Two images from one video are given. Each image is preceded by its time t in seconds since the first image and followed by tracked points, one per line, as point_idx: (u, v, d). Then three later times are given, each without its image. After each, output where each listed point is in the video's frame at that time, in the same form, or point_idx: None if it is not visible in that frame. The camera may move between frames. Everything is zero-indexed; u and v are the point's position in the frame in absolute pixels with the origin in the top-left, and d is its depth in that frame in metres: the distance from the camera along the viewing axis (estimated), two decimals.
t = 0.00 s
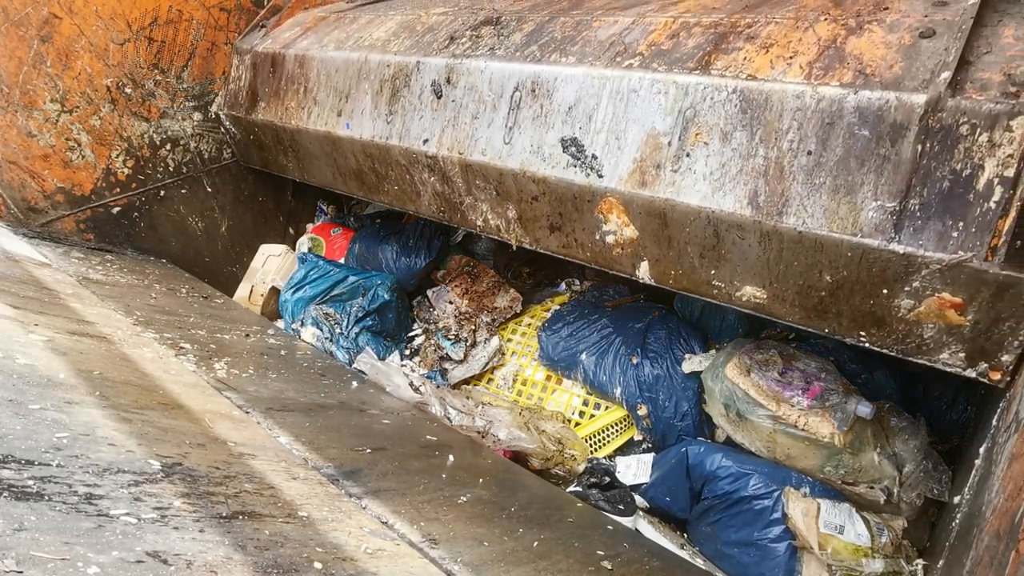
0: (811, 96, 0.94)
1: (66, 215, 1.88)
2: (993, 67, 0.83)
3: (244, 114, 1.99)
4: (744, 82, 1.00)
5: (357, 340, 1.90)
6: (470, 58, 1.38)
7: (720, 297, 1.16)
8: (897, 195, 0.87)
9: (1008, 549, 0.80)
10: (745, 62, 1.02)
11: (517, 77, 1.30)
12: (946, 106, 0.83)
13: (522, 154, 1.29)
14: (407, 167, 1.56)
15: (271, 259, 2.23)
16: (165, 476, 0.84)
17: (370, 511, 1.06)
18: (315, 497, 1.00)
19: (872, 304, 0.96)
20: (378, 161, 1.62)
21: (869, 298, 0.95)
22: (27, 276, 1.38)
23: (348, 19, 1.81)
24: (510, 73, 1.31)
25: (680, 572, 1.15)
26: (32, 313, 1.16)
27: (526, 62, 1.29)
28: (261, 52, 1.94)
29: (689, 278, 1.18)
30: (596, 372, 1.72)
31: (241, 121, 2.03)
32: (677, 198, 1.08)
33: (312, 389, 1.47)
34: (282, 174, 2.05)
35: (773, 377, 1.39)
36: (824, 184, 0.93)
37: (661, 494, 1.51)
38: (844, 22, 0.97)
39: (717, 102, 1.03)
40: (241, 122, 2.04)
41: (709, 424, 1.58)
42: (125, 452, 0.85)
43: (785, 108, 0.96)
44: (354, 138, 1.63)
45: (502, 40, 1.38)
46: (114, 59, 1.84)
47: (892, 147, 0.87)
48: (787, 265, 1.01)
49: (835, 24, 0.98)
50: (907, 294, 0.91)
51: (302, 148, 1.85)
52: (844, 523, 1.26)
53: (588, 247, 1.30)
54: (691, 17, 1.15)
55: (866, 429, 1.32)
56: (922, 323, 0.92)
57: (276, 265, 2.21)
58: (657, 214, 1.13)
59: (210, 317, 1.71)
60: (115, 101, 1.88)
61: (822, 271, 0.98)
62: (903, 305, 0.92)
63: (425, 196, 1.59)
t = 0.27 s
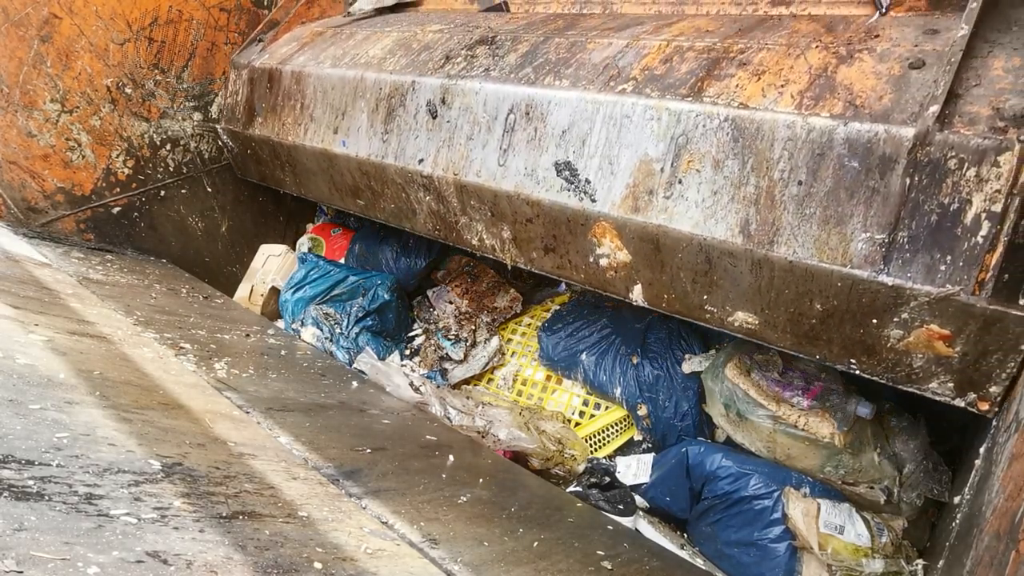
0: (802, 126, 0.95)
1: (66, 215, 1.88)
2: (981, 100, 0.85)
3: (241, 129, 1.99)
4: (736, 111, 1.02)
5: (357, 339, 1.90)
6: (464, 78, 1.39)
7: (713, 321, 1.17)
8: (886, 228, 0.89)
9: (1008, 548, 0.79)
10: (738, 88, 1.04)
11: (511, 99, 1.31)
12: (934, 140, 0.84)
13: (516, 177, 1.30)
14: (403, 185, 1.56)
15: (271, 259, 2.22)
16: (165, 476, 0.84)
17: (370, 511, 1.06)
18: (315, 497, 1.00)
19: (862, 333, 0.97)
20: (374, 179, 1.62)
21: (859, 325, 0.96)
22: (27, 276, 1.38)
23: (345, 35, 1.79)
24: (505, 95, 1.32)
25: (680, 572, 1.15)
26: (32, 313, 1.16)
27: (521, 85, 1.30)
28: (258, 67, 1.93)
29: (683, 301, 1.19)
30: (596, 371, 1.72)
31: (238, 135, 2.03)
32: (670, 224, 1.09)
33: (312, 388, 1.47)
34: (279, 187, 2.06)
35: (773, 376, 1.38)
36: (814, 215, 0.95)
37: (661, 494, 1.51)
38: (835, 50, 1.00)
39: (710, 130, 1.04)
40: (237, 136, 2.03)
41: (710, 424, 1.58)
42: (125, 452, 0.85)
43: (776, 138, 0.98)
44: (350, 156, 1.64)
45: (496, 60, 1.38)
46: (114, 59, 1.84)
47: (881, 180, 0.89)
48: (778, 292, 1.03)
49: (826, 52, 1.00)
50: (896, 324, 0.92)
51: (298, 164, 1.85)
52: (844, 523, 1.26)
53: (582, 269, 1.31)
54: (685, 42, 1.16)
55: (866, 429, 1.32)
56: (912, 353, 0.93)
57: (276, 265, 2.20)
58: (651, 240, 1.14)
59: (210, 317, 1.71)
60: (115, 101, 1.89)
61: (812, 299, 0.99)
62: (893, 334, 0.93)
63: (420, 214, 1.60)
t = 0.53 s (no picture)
0: (793, 155, 0.96)
1: (66, 215, 1.88)
2: (970, 133, 0.86)
3: (238, 144, 1.99)
4: (728, 138, 1.02)
5: (357, 340, 1.91)
6: (459, 99, 1.39)
7: (705, 344, 1.17)
8: (876, 259, 0.90)
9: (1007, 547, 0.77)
10: (730, 115, 1.04)
11: (506, 121, 1.31)
12: (922, 173, 0.85)
13: (511, 199, 1.30)
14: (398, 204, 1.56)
15: (271, 260, 2.20)
16: (165, 476, 0.84)
17: (370, 511, 1.06)
18: (315, 497, 1.00)
19: (852, 361, 0.98)
20: (370, 197, 1.62)
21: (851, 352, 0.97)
22: (27, 276, 1.38)
23: (342, 51, 1.79)
24: (499, 117, 1.32)
25: (681, 572, 1.15)
26: (32, 313, 1.16)
27: (515, 107, 1.30)
28: (255, 82, 1.93)
29: (676, 325, 1.19)
30: (596, 371, 1.72)
31: (235, 149, 2.03)
32: (662, 251, 1.10)
33: (312, 388, 1.47)
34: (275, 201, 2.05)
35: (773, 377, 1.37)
36: (805, 245, 0.95)
37: (661, 494, 1.51)
38: (826, 77, 1.01)
39: (702, 157, 1.05)
40: (235, 150, 2.02)
41: (709, 424, 1.59)
42: (125, 452, 0.85)
43: (767, 166, 0.98)
44: (346, 174, 1.63)
45: (492, 80, 1.38)
46: (114, 59, 1.85)
47: (870, 212, 0.90)
48: (770, 319, 1.03)
49: (817, 79, 1.01)
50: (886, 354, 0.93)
51: (296, 180, 1.85)
52: (844, 523, 1.26)
53: (576, 290, 1.31)
54: (679, 65, 1.17)
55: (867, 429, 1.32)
56: (902, 383, 0.94)
57: (276, 265, 2.19)
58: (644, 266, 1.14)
59: (210, 317, 1.71)
60: (115, 101, 1.89)
61: (803, 326, 1.00)
62: (883, 364, 0.94)
63: (416, 232, 1.59)
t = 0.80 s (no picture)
0: (783, 184, 0.96)
1: (66, 215, 1.88)
2: (958, 165, 0.86)
3: (236, 158, 2.00)
4: (719, 166, 1.03)
5: (357, 339, 1.91)
6: (455, 119, 1.39)
7: (698, 368, 1.17)
8: (865, 289, 0.90)
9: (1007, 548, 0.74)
10: (722, 142, 1.04)
11: (500, 143, 1.31)
12: (911, 205, 0.86)
13: (505, 221, 1.30)
14: (394, 223, 1.56)
15: (271, 260, 2.20)
16: (165, 476, 0.84)
17: (370, 511, 1.06)
18: (315, 497, 1.00)
19: (843, 389, 0.97)
20: (366, 215, 1.62)
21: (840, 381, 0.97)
22: (27, 276, 1.38)
23: (339, 67, 1.80)
24: (494, 139, 1.32)
25: (682, 572, 1.14)
26: (32, 313, 1.16)
27: (509, 128, 1.30)
28: (252, 97, 1.94)
29: (669, 348, 1.18)
30: (596, 371, 1.72)
31: (233, 163, 2.03)
32: (655, 276, 1.10)
33: (312, 388, 1.47)
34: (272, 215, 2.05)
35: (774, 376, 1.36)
36: (796, 274, 0.95)
37: (661, 493, 1.51)
38: (818, 104, 1.00)
39: (694, 184, 1.05)
40: (233, 164, 2.03)
41: (709, 424, 1.59)
42: (125, 453, 0.85)
43: (759, 194, 0.99)
44: (342, 191, 1.64)
45: (487, 101, 1.38)
46: (114, 59, 1.85)
47: (860, 243, 0.90)
48: (762, 345, 1.03)
49: (808, 106, 1.01)
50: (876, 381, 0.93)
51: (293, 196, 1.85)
52: (845, 523, 1.26)
53: (570, 311, 1.30)
54: (672, 88, 1.17)
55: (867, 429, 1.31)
56: (891, 411, 0.94)
57: (276, 265, 2.18)
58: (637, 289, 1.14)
59: (210, 317, 1.71)
60: (115, 101, 1.89)
61: (794, 353, 1.00)
62: (873, 393, 0.94)
63: (412, 250, 1.58)
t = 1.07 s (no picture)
0: (774, 213, 0.96)
1: (66, 215, 1.88)
2: (947, 198, 0.86)
3: (234, 172, 2.00)
4: (711, 193, 1.03)
5: (357, 339, 1.92)
6: (449, 140, 1.40)
7: (690, 392, 1.17)
8: (854, 320, 0.90)
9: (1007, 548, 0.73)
10: (714, 169, 1.04)
11: (494, 165, 1.31)
12: (900, 238, 0.86)
13: (499, 243, 1.31)
14: (390, 241, 1.56)
15: (271, 260, 2.20)
16: (165, 476, 0.84)
17: (370, 511, 1.06)
18: (315, 498, 1.00)
19: (833, 417, 0.97)
20: (362, 233, 1.63)
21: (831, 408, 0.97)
22: (27, 276, 1.38)
23: (335, 82, 1.80)
24: (488, 160, 1.32)
25: (681, 571, 1.14)
26: (33, 313, 1.16)
27: (503, 150, 1.31)
28: (249, 112, 1.95)
29: (662, 372, 1.18)
30: (595, 372, 1.71)
31: (230, 178, 2.04)
32: (647, 301, 1.10)
33: (312, 388, 1.48)
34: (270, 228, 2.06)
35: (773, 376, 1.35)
36: (786, 303, 0.96)
37: (661, 493, 1.51)
38: (809, 131, 1.01)
39: (686, 212, 1.05)
40: (231, 179, 2.03)
41: (709, 424, 1.59)
42: (125, 452, 0.85)
43: (751, 223, 0.99)
44: (339, 209, 1.64)
45: (481, 121, 1.38)
46: (114, 59, 1.85)
47: (849, 273, 0.90)
48: (753, 373, 1.03)
49: (800, 132, 1.01)
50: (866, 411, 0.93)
51: (290, 211, 1.86)
52: (845, 523, 1.26)
53: (563, 333, 1.30)
54: (665, 112, 1.17)
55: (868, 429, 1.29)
56: (881, 440, 0.94)
57: (276, 264, 2.18)
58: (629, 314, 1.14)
59: (210, 318, 1.71)
60: (115, 101, 1.89)
61: (784, 381, 1.00)
62: (862, 422, 0.94)
63: (409, 268, 1.58)
